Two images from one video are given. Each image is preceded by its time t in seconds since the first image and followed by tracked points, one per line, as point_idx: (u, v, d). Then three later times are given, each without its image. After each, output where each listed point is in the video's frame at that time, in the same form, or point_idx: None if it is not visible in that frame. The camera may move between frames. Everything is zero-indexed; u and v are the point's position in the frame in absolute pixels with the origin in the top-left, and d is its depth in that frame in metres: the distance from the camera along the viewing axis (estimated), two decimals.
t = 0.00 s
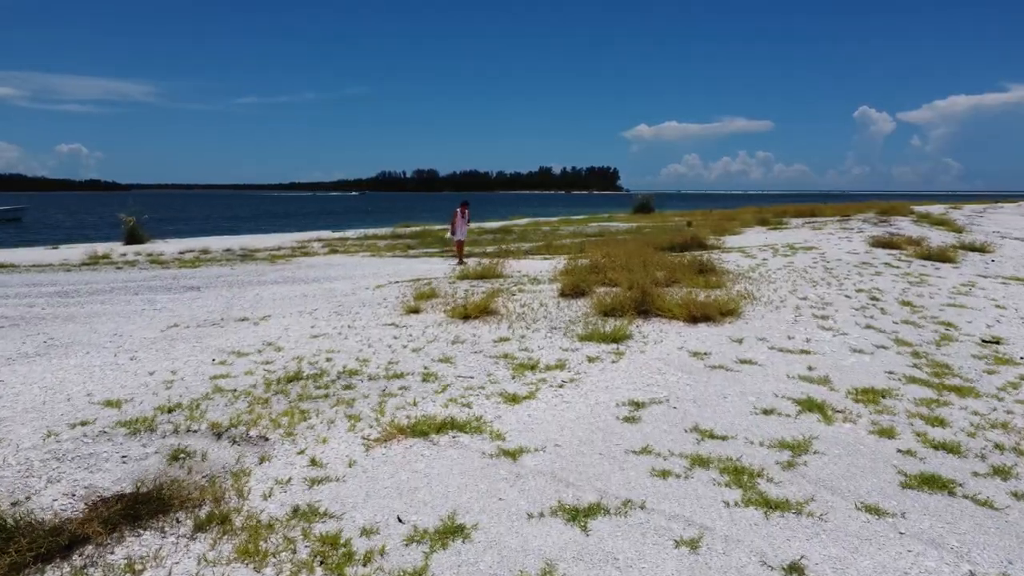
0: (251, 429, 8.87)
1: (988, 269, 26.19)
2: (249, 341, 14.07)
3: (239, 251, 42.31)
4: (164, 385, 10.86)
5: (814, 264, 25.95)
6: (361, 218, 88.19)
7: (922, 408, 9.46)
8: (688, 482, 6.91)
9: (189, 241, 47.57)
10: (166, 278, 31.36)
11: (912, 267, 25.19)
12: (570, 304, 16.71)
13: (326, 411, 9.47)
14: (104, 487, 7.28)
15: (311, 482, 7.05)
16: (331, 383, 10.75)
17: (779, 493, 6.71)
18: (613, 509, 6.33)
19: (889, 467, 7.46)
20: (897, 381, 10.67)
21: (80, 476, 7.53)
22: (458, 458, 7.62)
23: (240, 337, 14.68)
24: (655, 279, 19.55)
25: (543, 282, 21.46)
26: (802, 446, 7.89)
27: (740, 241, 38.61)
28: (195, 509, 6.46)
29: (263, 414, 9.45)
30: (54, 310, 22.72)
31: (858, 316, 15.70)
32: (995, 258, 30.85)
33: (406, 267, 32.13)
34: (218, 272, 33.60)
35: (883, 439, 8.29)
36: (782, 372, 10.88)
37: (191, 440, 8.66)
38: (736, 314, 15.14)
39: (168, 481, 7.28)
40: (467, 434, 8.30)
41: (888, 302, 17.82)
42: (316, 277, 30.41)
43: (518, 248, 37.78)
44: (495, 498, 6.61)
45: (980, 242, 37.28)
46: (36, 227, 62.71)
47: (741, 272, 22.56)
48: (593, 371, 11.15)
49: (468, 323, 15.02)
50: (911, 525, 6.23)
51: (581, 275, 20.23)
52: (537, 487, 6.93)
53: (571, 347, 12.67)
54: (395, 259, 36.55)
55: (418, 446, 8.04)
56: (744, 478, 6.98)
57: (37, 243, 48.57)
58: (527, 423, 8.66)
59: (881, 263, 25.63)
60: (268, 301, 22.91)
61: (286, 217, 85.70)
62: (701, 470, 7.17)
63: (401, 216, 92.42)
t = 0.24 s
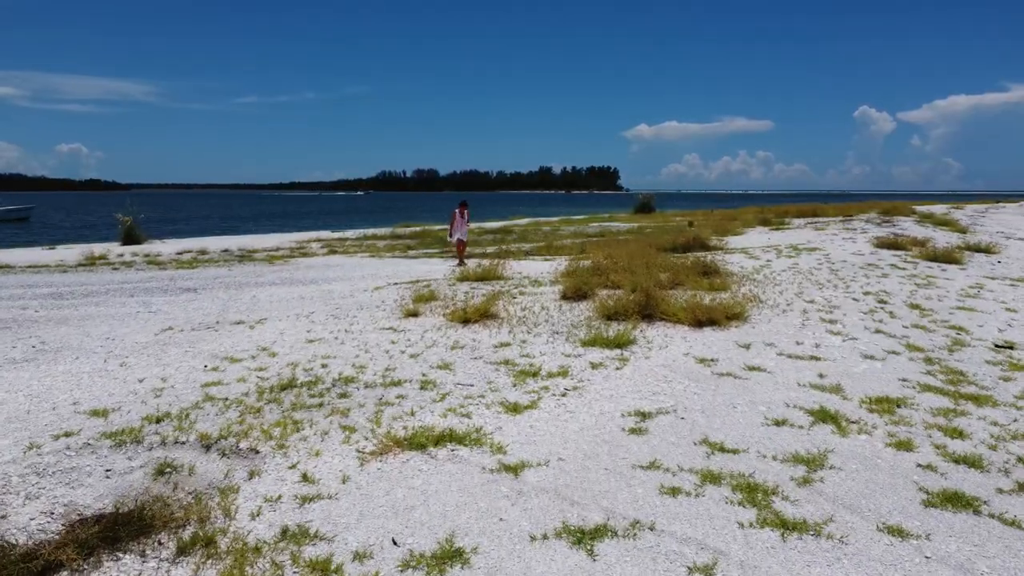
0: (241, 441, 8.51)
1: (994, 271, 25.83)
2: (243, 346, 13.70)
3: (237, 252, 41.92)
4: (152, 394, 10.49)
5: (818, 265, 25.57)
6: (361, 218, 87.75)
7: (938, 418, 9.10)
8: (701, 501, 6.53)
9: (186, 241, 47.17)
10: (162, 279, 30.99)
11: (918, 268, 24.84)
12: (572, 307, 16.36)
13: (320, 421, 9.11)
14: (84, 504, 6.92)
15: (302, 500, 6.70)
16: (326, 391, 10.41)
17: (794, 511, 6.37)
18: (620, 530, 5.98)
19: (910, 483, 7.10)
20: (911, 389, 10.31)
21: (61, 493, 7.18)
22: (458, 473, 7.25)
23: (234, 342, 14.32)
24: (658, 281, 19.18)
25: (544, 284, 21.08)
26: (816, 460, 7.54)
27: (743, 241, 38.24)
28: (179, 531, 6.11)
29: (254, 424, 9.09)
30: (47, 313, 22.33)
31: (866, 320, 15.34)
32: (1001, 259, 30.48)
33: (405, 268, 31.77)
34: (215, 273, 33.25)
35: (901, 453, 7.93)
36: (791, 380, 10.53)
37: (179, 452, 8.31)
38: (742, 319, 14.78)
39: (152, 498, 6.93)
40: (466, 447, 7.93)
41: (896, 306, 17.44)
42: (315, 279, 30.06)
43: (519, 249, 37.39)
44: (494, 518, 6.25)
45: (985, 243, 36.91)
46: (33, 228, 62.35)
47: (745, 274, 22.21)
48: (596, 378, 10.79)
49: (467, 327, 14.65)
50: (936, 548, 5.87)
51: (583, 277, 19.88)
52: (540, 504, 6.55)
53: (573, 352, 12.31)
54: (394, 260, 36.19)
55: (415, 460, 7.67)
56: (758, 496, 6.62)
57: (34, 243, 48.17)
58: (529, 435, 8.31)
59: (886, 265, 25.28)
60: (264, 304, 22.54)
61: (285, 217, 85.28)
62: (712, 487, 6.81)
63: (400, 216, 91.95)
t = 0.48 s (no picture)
0: (231, 451, 8.20)
1: (1000, 272, 25.52)
2: (237, 350, 13.40)
3: (235, 252, 41.60)
4: (142, 400, 10.20)
5: (822, 266, 25.27)
6: (360, 218, 87.40)
7: (954, 427, 8.80)
8: (711, 517, 6.23)
9: (184, 242, 46.83)
10: (158, 280, 30.66)
11: (923, 269, 24.55)
12: (573, 310, 16.07)
13: (314, 430, 8.81)
14: (66, 520, 6.62)
15: (293, 516, 6.41)
16: (321, 398, 10.10)
17: (809, 528, 6.08)
18: (626, 550, 5.68)
19: (928, 497, 6.80)
20: (924, 396, 10.00)
21: (42, 508, 6.88)
22: (456, 487, 6.96)
23: (228, 346, 14.02)
24: (660, 283, 18.88)
25: (545, 286, 20.77)
26: (830, 473, 7.24)
27: (745, 241, 37.95)
28: (163, 550, 5.82)
29: (246, 433, 8.80)
30: (41, 314, 22.02)
31: (874, 323, 15.04)
32: (1006, 259, 30.18)
33: (405, 269, 31.47)
34: (213, 274, 32.93)
35: (917, 464, 7.63)
36: (800, 386, 10.23)
37: (167, 463, 8.02)
38: (747, 322, 14.49)
39: (137, 514, 6.63)
40: (465, 459, 7.62)
41: (903, 308, 17.16)
42: (312, 280, 29.73)
43: (519, 249, 37.06)
44: (494, 536, 5.96)
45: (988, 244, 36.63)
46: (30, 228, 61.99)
47: (748, 275, 21.91)
48: (599, 384, 10.49)
49: (467, 331, 14.36)
50: (959, 568, 5.57)
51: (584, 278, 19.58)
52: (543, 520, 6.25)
53: (575, 357, 12.01)
54: (393, 260, 35.90)
55: (411, 472, 7.38)
56: (770, 512, 6.33)
57: (31, 243, 47.81)
58: (530, 445, 8.01)
59: (891, 266, 24.99)
60: (261, 306, 22.23)
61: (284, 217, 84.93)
62: (722, 503, 6.50)
63: (399, 216, 91.55)
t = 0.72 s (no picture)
0: (218, 465, 7.82)
1: (1008, 273, 25.13)
2: (230, 355, 13.00)
3: (232, 253, 41.20)
4: (128, 409, 9.80)
5: (827, 267, 24.89)
6: (359, 218, 86.96)
7: (976, 438, 8.40)
8: (725, 540, 5.84)
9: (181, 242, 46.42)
10: (154, 281, 30.25)
11: (930, 270, 24.18)
12: (575, 313, 15.67)
13: (305, 442, 8.43)
14: (40, 542, 6.25)
15: (280, 538, 6.03)
16: (314, 407, 9.71)
17: (829, 552, 5.69)
18: None
19: (954, 517, 6.41)
20: (941, 405, 9.61)
21: (15, 528, 6.50)
22: (454, 505, 6.58)
23: (221, 351, 13.62)
24: (664, 285, 18.48)
25: (546, 288, 20.36)
26: (848, 489, 6.86)
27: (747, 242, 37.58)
28: None
29: (235, 445, 8.41)
30: (32, 316, 21.63)
31: (884, 327, 14.64)
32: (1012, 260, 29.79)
33: (403, 269, 31.09)
34: (209, 274, 32.50)
35: (939, 479, 7.25)
36: (812, 394, 9.84)
37: (151, 477, 7.64)
38: (754, 326, 14.10)
39: (116, 535, 6.25)
40: (463, 474, 7.24)
41: (912, 311, 16.77)
42: (310, 281, 29.33)
43: (519, 249, 36.63)
44: (494, 562, 5.58)
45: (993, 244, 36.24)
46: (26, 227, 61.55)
47: (752, 276, 21.52)
48: (603, 391, 10.10)
49: (466, 335, 13.96)
50: None
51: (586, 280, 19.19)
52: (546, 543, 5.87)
53: (577, 363, 11.62)
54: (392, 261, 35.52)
55: (406, 489, 6.99)
56: (788, 534, 5.95)
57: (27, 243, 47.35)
58: (532, 459, 7.62)
59: (897, 267, 24.60)
60: (257, 308, 21.84)
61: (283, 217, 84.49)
62: (736, 523, 6.12)
63: (399, 215, 91.10)
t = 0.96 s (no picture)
0: (203, 482, 7.42)
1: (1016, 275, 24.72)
2: (221, 362, 12.60)
3: (230, 253, 40.80)
4: (112, 420, 9.40)
5: (832, 268, 24.47)
6: (359, 218, 86.51)
7: (999, 452, 8.00)
8: (741, 569, 5.44)
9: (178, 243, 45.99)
10: (149, 282, 29.84)
11: (937, 272, 23.76)
12: (577, 317, 15.27)
13: (296, 456, 8.03)
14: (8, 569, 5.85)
15: (264, 565, 5.64)
16: (306, 417, 9.30)
17: None
18: None
19: (983, 540, 6.02)
20: (960, 416, 9.20)
21: None
22: (451, 528, 6.18)
23: (212, 357, 13.21)
24: (668, 288, 18.07)
25: (547, 290, 19.96)
26: (870, 510, 6.46)
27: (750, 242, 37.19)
28: None
29: (221, 459, 8.02)
30: (24, 319, 21.22)
31: (895, 332, 14.24)
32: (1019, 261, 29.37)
33: (402, 271, 30.68)
34: (206, 276, 32.08)
35: (966, 498, 6.84)
36: (826, 405, 9.43)
37: (132, 495, 7.24)
38: (761, 331, 13.70)
39: (90, 561, 5.87)
40: (461, 492, 6.85)
41: (922, 314, 16.36)
42: (308, 282, 28.91)
43: (520, 250, 36.21)
44: None
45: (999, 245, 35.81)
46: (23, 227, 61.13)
47: (757, 278, 21.12)
48: (607, 401, 9.69)
49: (465, 340, 13.56)
50: None
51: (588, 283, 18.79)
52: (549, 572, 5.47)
53: (580, 370, 11.21)
54: (391, 261, 35.13)
55: (401, 509, 6.59)
56: (808, 561, 5.55)
57: (22, 244, 46.87)
58: (534, 476, 7.22)
59: (903, 269, 24.20)
60: (252, 310, 21.42)
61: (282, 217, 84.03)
62: (752, 549, 5.73)
63: (398, 215, 90.66)
